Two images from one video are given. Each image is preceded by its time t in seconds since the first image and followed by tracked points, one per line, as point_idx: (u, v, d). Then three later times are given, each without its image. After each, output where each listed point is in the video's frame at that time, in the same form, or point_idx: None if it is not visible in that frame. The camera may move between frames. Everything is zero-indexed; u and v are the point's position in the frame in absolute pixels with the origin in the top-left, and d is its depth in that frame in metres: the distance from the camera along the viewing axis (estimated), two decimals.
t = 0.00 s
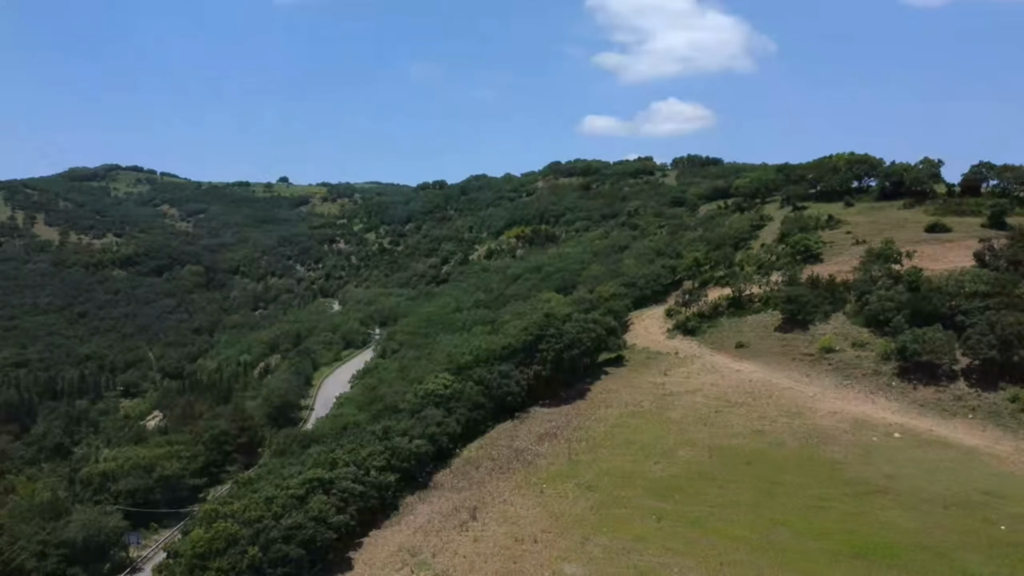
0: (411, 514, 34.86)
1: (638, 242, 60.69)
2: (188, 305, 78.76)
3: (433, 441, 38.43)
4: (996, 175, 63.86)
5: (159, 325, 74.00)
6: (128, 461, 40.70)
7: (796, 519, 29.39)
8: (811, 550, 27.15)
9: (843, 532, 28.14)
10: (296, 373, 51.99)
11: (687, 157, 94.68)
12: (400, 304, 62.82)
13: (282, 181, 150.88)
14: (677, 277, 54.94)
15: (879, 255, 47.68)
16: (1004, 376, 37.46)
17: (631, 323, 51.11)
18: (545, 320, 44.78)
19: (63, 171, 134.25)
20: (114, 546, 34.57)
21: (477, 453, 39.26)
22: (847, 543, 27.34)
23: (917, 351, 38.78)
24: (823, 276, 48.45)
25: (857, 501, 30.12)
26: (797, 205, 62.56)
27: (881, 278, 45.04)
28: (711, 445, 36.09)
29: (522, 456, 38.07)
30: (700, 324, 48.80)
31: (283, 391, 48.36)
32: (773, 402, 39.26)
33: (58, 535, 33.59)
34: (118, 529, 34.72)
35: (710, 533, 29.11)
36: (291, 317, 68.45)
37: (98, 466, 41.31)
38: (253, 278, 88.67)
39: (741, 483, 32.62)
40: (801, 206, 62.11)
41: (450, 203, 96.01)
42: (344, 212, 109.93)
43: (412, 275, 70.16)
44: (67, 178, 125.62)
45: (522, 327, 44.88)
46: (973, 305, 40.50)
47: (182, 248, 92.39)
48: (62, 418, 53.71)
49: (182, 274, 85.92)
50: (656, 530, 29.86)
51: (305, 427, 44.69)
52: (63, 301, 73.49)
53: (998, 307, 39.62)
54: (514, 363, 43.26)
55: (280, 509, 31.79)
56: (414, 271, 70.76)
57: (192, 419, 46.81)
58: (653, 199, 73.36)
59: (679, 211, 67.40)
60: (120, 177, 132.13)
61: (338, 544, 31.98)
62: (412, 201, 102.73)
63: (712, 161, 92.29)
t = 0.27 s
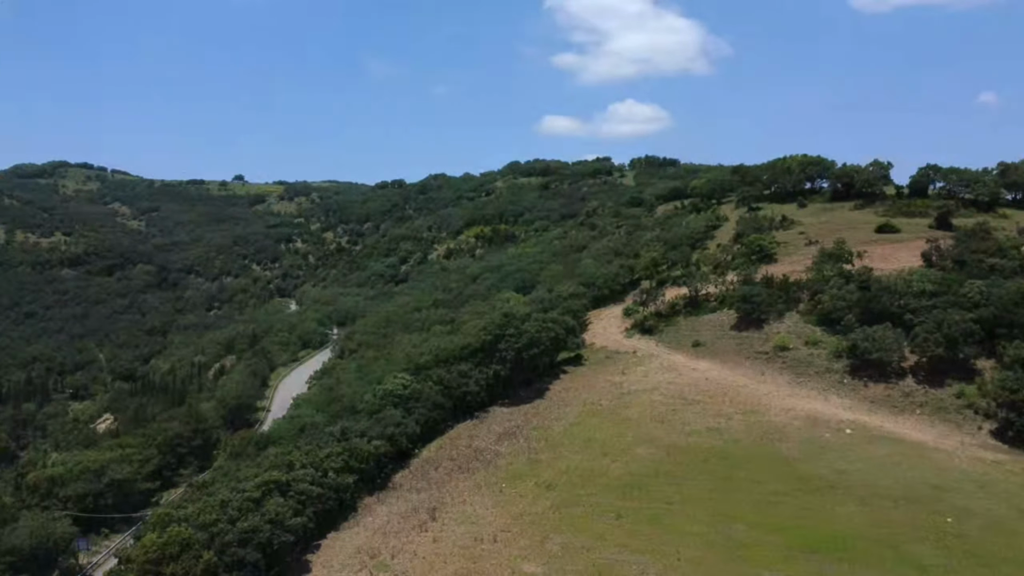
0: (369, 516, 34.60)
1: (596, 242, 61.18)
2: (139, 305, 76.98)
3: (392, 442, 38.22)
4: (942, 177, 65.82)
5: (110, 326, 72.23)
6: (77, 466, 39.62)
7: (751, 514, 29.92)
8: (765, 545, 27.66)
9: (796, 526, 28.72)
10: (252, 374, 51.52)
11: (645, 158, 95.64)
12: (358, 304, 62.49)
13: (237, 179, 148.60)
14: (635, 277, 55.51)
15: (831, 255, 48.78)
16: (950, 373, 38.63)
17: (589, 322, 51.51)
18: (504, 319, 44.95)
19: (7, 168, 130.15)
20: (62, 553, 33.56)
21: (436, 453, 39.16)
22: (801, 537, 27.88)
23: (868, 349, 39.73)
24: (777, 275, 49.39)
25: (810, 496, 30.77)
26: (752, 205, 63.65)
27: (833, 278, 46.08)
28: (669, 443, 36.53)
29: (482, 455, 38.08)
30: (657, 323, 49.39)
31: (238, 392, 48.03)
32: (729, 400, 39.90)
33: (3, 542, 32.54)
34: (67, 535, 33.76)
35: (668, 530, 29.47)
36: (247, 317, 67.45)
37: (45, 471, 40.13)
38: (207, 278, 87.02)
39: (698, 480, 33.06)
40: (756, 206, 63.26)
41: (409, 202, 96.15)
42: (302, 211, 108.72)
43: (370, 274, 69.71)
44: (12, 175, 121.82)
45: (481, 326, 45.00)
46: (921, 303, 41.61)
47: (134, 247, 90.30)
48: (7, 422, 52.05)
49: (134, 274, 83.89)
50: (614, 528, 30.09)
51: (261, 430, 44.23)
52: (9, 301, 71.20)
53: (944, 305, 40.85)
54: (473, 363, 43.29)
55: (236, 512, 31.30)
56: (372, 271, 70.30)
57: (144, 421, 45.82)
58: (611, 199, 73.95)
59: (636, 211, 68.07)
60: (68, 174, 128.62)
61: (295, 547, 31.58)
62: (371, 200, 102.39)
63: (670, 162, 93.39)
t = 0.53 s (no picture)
0: (326, 518, 34.28)
1: (554, 242, 61.58)
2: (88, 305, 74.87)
3: (350, 443, 37.95)
4: (890, 179, 67.69)
5: (58, 327, 70.25)
6: (23, 471, 38.47)
7: (706, 511, 30.38)
8: (721, 541, 28.11)
9: (750, 522, 29.24)
10: (206, 375, 50.81)
11: (602, 158, 96.47)
12: (315, 304, 61.94)
13: (190, 177, 145.85)
14: (592, 276, 56.01)
15: (784, 255, 49.81)
16: (897, 370, 39.80)
17: (547, 322, 51.82)
18: (463, 319, 45.02)
19: None
20: (10, 561, 32.37)
21: (394, 453, 39.00)
22: (754, 532, 28.44)
23: (819, 347, 40.72)
24: (731, 275, 50.30)
25: (763, 492, 31.39)
26: (707, 206, 64.69)
27: (786, 277, 47.11)
28: (626, 441, 36.89)
29: (440, 455, 38.03)
30: (615, 322, 49.92)
31: (192, 393, 47.35)
32: (684, 398, 40.50)
33: None
34: (11, 542, 32.73)
35: (625, 528, 29.76)
36: (201, 317, 66.30)
37: None
38: (160, 278, 85.17)
39: (654, 478, 33.49)
40: (710, 207, 64.34)
41: (366, 201, 95.53)
42: (257, 209, 107.18)
43: (327, 274, 69.09)
44: None
45: (440, 326, 45.05)
46: (870, 302, 42.74)
47: (83, 246, 87.96)
48: None
49: (83, 273, 81.66)
50: (572, 526, 30.32)
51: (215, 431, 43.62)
52: None
53: (892, 304, 42.03)
54: (431, 363, 43.22)
55: (190, 516, 30.75)
56: (329, 270, 69.69)
57: (93, 425, 44.72)
58: (569, 199, 74.41)
59: (594, 211, 68.61)
60: (13, 171, 124.68)
61: (251, 550, 31.14)
62: (328, 199, 101.48)
63: (627, 162, 94.34)
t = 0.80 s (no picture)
0: (289, 520, 33.89)
1: (518, 242, 61.74)
2: (40, 304, 72.93)
3: (312, 444, 37.59)
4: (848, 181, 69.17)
5: (10, 328, 68.34)
6: None
7: (669, 508, 30.76)
8: (683, 537, 28.48)
9: (712, 519, 29.69)
10: (165, 377, 49.93)
11: (566, 159, 96.96)
12: (277, 304, 61.25)
13: (148, 175, 143.17)
14: (557, 276, 56.29)
15: (745, 255, 50.62)
16: (854, 368, 40.67)
17: (512, 321, 51.94)
18: (427, 319, 44.91)
19: None
20: None
21: (358, 454, 38.72)
22: (716, 529, 28.82)
23: (779, 346, 41.47)
24: (693, 275, 50.95)
25: (725, 489, 31.83)
26: (669, 207, 65.43)
27: (747, 277, 47.87)
28: (590, 440, 37.16)
29: (404, 456, 37.85)
30: (579, 321, 50.22)
31: (151, 395, 46.53)
32: (647, 396, 40.91)
33: None
34: None
35: (589, 526, 29.99)
36: (160, 317, 65.09)
37: None
38: (116, 277, 83.31)
39: (617, 476, 33.77)
40: (673, 207, 65.08)
41: (330, 200, 94.80)
42: (217, 208, 105.56)
43: (290, 274, 68.35)
44: None
45: (404, 326, 44.90)
46: (828, 301, 43.63)
47: (36, 245, 85.69)
48: None
49: (36, 272, 79.46)
50: (537, 525, 30.42)
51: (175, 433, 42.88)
52: None
53: (849, 303, 42.96)
54: (395, 363, 43.03)
55: (148, 520, 30.18)
56: (292, 270, 68.95)
57: (48, 428, 43.64)
58: (533, 199, 74.68)
59: (558, 211, 68.98)
60: None
61: (211, 554, 30.65)
62: (290, 197, 100.43)
63: (591, 163, 94.98)
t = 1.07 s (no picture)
0: (241, 524, 33.32)
1: (474, 242, 61.77)
2: None
3: (265, 446, 37.04)
4: (797, 183, 70.86)
5: None
6: None
7: (623, 505, 31.13)
8: (637, 534, 28.85)
9: (666, 515, 30.11)
10: (112, 379, 48.71)
11: (522, 159, 97.30)
12: (229, 304, 60.21)
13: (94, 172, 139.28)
14: (512, 276, 56.47)
15: (698, 256, 51.48)
16: (803, 366, 41.69)
17: (468, 321, 51.95)
18: (382, 319, 44.66)
19: None
20: None
21: (312, 456, 38.29)
22: (670, 525, 29.26)
23: (730, 344, 42.31)
24: (647, 274, 51.63)
25: (678, 486, 32.32)
26: (624, 207, 66.17)
27: (699, 276, 48.69)
28: (545, 439, 37.40)
29: (359, 457, 37.55)
30: (535, 321, 50.47)
31: (97, 397, 45.39)
32: (602, 395, 41.31)
33: None
34: None
35: (545, 524, 30.16)
36: (106, 318, 63.42)
37: None
38: (60, 276, 80.85)
39: (573, 475, 34.03)
40: (628, 208, 65.83)
41: (283, 199, 93.58)
42: (167, 206, 103.25)
43: (242, 273, 67.22)
44: None
45: (358, 326, 44.60)
46: (778, 301, 44.63)
47: None
48: None
49: None
50: (493, 524, 30.48)
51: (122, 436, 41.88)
52: None
53: (798, 302, 44.02)
54: (350, 363, 42.69)
55: (94, 526, 29.50)
56: (244, 269, 67.83)
57: None
58: (490, 198, 74.78)
59: (514, 211, 69.18)
60: None
61: (160, 560, 30.01)
62: (242, 196, 98.79)
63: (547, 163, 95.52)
